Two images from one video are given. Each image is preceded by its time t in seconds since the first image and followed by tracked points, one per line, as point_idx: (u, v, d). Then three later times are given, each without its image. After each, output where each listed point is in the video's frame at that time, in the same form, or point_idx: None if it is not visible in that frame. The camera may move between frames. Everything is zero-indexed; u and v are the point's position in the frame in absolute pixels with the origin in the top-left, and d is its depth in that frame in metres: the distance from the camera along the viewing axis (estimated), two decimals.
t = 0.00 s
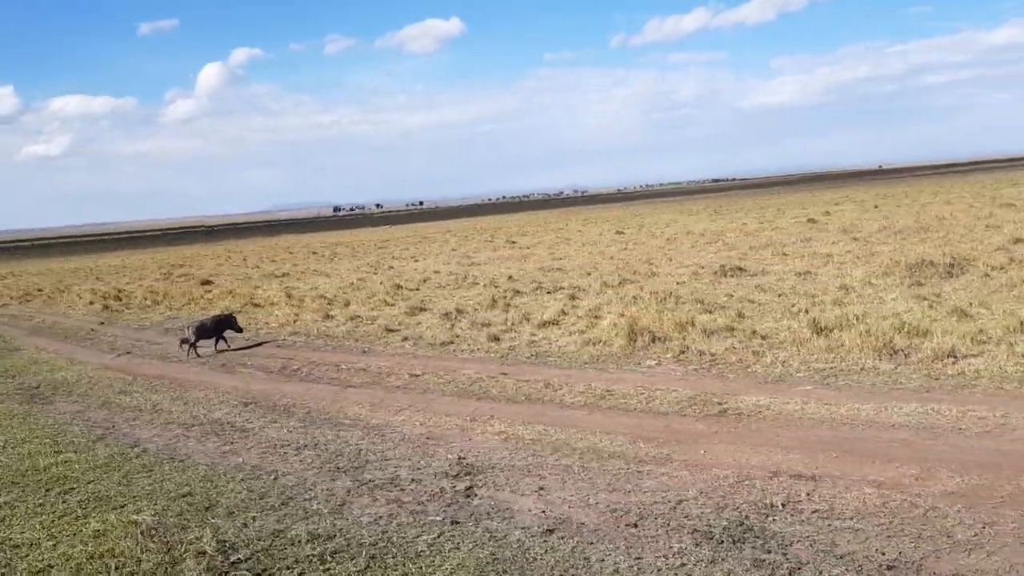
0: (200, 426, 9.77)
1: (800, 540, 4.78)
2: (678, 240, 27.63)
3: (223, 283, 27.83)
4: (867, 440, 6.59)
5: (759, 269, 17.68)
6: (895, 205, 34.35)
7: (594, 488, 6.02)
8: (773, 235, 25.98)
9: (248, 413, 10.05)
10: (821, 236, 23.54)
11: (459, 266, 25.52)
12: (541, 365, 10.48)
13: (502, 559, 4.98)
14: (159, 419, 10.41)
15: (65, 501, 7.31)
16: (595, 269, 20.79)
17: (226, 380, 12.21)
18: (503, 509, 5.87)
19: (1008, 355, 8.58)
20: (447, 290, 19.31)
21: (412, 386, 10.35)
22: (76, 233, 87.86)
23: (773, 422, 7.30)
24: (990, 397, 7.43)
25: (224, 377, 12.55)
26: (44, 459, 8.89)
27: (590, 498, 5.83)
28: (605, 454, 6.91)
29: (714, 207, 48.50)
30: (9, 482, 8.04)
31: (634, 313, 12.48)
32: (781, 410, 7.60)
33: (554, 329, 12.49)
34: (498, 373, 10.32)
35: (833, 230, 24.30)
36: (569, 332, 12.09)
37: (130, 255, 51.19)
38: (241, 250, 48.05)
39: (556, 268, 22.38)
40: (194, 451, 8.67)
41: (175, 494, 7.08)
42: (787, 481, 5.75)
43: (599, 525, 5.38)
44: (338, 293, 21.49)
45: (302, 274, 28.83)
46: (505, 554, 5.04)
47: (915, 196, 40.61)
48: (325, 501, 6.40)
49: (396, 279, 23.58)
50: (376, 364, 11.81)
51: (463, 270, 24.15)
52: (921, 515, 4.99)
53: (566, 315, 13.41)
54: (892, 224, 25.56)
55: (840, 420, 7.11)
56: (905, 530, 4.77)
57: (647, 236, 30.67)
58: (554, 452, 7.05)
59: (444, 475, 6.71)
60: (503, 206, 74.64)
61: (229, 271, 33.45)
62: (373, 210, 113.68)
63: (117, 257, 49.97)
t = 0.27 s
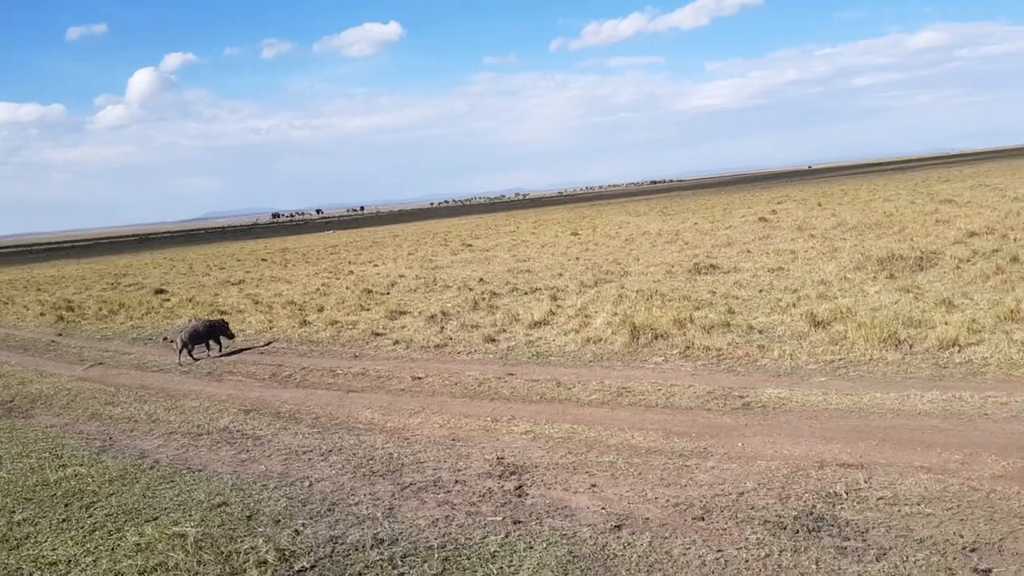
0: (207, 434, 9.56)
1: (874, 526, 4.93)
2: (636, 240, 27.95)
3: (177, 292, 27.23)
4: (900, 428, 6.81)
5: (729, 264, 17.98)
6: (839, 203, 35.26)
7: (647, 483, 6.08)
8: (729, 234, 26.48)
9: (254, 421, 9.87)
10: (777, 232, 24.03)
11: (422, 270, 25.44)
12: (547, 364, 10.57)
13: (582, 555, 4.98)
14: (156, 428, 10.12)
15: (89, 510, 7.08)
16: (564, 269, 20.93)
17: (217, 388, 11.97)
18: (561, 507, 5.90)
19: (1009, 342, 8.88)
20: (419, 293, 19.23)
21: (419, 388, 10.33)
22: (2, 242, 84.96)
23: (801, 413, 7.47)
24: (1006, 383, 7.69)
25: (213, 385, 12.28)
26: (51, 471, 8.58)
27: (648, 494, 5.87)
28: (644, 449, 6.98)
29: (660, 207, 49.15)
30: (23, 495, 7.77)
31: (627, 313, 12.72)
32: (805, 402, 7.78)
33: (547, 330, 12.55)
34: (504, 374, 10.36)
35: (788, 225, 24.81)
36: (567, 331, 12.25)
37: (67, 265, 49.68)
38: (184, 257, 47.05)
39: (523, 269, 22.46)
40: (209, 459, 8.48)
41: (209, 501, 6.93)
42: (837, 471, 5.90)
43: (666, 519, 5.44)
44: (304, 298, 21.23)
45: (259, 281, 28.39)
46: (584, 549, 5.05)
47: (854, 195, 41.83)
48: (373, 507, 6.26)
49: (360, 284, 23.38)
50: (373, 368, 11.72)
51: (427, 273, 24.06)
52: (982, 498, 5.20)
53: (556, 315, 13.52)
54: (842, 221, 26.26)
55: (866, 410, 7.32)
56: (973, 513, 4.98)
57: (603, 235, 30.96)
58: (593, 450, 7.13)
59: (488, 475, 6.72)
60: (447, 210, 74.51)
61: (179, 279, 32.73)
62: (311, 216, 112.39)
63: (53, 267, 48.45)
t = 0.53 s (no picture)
0: (232, 417, 9.45)
1: (944, 496, 5.29)
2: (605, 235, 28.32)
3: (145, 290, 26.80)
4: (935, 402, 7.13)
5: (710, 251, 18.30)
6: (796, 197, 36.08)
7: (710, 466, 6.39)
8: (697, 223, 26.89)
9: (275, 408, 9.80)
10: (746, 219, 24.50)
11: (397, 268, 25.45)
12: (566, 355, 10.92)
13: (673, 537, 5.30)
14: (174, 410, 9.95)
15: (139, 489, 6.87)
16: (544, 265, 21.16)
17: (225, 376, 11.90)
18: (632, 491, 6.20)
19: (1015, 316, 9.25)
20: (404, 291, 19.29)
21: (443, 380, 10.50)
22: None
23: (834, 391, 7.77)
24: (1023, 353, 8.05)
25: (217, 373, 12.15)
26: (78, 449, 8.28)
27: (715, 476, 6.20)
28: (693, 434, 7.25)
29: (618, 206, 49.70)
30: (60, 472, 7.49)
31: (630, 304, 12.96)
32: (835, 379, 8.06)
33: (553, 324, 12.81)
34: (525, 367, 10.63)
35: (756, 215, 25.33)
36: (574, 325, 12.48)
37: (17, 268, 48.41)
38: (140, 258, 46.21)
39: (501, 266, 22.64)
40: (243, 442, 8.41)
41: (267, 491, 6.75)
42: (891, 446, 6.23)
43: (740, 499, 5.77)
44: (283, 295, 21.12)
45: (228, 279, 28.09)
46: (671, 532, 5.38)
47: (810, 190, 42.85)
48: (442, 497, 6.43)
49: (337, 282, 23.32)
50: (385, 361, 11.82)
51: (404, 271, 24.10)
52: None
53: (558, 309, 13.86)
54: (807, 207, 26.81)
55: (897, 385, 7.65)
56: None
57: (571, 232, 31.28)
58: (641, 435, 7.40)
59: (548, 463, 6.98)
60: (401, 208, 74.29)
61: (142, 278, 32.18)
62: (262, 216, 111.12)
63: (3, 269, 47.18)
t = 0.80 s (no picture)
0: (273, 408, 9.45)
1: None
2: (604, 228, 28.38)
3: (142, 281, 26.58)
4: (994, 391, 7.20)
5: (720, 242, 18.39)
6: (788, 191, 36.30)
7: (784, 452, 6.43)
8: (697, 216, 26.99)
9: (315, 399, 9.85)
10: (747, 211, 24.63)
11: (398, 260, 25.40)
12: (601, 345, 10.87)
13: (766, 520, 5.39)
14: (213, 399, 9.99)
15: (201, 476, 6.97)
16: (550, 258, 21.22)
17: (254, 365, 11.90)
18: (710, 475, 6.25)
19: None
20: (413, 283, 19.26)
21: (481, 370, 10.58)
22: None
23: (888, 379, 7.84)
24: None
25: (243, 362, 12.12)
26: (123, 435, 8.36)
27: (792, 461, 6.24)
28: (755, 422, 7.28)
29: (607, 199, 49.77)
30: (112, 457, 7.59)
31: (654, 294, 12.93)
32: (886, 368, 8.13)
33: (578, 315, 12.85)
34: (561, 356, 10.67)
35: (756, 208, 25.47)
36: (601, 316, 12.42)
37: None
38: (127, 251, 45.78)
39: (506, 258, 22.65)
40: (293, 430, 8.47)
41: (333, 478, 6.81)
42: (964, 435, 6.30)
43: (824, 483, 5.82)
44: (289, 286, 21.03)
45: (225, 270, 27.93)
46: (765, 515, 5.46)
47: (800, 184, 43.16)
48: (518, 484, 6.46)
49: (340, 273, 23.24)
50: (416, 352, 11.86)
51: (406, 264, 24.04)
52: None
53: (580, 300, 13.90)
54: (805, 199, 26.98)
55: (951, 375, 7.72)
56: None
57: (567, 225, 31.33)
58: (704, 422, 7.44)
59: (616, 449, 7.01)
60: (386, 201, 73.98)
61: (135, 269, 31.91)
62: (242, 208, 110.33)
63: None
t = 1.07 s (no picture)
0: (325, 400, 9.42)
1: None
2: (623, 223, 28.26)
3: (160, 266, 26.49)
4: None
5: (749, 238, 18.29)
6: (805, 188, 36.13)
7: (873, 450, 6.31)
8: (717, 212, 26.87)
9: (369, 387, 9.91)
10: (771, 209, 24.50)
11: (418, 251, 25.29)
12: (649, 341, 10.61)
13: (871, 513, 5.27)
14: (265, 386, 10.01)
15: (276, 455, 7.55)
16: (576, 252, 21.13)
17: (296, 350, 11.87)
18: (799, 469, 6.14)
19: None
20: (440, 273, 19.16)
21: (529, 363, 10.60)
22: None
23: (961, 380, 7.71)
24: None
25: (284, 349, 12.03)
26: (182, 414, 8.88)
27: (884, 459, 6.12)
28: (833, 419, 7.15)
29: (618, 194, 49.59)
30: (184, 435, 8.18)
31: (694, 290, 12.68)
32: (956, 369, 8.01)
33: (618, 309, 12.72)
34: (609, 349, 10.55)
35: (779, 206, 25.31)
36: (640, 313, 12.14)
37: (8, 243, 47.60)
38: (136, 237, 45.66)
39: (529, 251, 22.56)
40: (356, 427, 8.43)
41: (397, 462, 7.31)
42: None
43: (922, 480, 5.71)
44: (313, 274, 20.95)
45: (243, 259, 27.84)
46: (868, 509, 5.34)
47: (815, 183, 43.04)
48: (602, 474, 6.38)
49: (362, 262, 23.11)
50: (459, 343, 11.83)
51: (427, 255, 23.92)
52: None
53: (617, 294, 13.79)
54: (828, 198, 26.83)
55: None
56: None
57: (584, 220, 31.21)
58: (777, 416, 7.37)
59: (693, 442, 6.90)
60: (391, 192, 73.73)
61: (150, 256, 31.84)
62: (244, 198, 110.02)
63: None
